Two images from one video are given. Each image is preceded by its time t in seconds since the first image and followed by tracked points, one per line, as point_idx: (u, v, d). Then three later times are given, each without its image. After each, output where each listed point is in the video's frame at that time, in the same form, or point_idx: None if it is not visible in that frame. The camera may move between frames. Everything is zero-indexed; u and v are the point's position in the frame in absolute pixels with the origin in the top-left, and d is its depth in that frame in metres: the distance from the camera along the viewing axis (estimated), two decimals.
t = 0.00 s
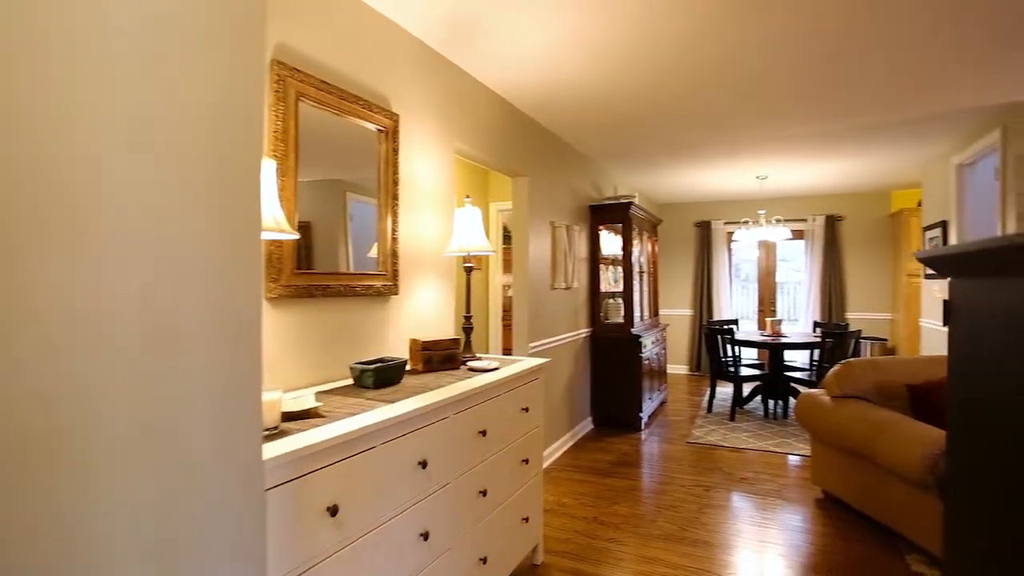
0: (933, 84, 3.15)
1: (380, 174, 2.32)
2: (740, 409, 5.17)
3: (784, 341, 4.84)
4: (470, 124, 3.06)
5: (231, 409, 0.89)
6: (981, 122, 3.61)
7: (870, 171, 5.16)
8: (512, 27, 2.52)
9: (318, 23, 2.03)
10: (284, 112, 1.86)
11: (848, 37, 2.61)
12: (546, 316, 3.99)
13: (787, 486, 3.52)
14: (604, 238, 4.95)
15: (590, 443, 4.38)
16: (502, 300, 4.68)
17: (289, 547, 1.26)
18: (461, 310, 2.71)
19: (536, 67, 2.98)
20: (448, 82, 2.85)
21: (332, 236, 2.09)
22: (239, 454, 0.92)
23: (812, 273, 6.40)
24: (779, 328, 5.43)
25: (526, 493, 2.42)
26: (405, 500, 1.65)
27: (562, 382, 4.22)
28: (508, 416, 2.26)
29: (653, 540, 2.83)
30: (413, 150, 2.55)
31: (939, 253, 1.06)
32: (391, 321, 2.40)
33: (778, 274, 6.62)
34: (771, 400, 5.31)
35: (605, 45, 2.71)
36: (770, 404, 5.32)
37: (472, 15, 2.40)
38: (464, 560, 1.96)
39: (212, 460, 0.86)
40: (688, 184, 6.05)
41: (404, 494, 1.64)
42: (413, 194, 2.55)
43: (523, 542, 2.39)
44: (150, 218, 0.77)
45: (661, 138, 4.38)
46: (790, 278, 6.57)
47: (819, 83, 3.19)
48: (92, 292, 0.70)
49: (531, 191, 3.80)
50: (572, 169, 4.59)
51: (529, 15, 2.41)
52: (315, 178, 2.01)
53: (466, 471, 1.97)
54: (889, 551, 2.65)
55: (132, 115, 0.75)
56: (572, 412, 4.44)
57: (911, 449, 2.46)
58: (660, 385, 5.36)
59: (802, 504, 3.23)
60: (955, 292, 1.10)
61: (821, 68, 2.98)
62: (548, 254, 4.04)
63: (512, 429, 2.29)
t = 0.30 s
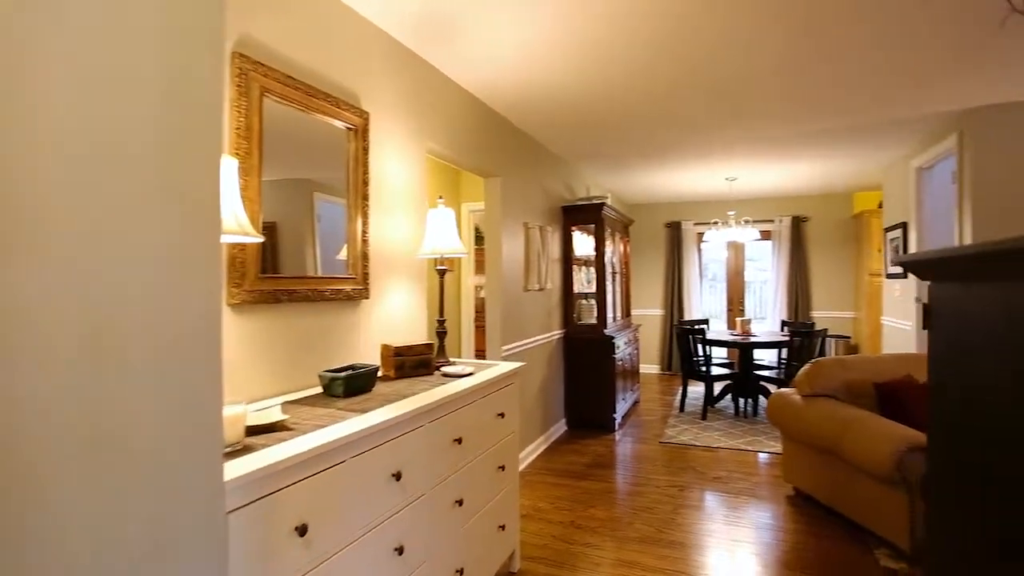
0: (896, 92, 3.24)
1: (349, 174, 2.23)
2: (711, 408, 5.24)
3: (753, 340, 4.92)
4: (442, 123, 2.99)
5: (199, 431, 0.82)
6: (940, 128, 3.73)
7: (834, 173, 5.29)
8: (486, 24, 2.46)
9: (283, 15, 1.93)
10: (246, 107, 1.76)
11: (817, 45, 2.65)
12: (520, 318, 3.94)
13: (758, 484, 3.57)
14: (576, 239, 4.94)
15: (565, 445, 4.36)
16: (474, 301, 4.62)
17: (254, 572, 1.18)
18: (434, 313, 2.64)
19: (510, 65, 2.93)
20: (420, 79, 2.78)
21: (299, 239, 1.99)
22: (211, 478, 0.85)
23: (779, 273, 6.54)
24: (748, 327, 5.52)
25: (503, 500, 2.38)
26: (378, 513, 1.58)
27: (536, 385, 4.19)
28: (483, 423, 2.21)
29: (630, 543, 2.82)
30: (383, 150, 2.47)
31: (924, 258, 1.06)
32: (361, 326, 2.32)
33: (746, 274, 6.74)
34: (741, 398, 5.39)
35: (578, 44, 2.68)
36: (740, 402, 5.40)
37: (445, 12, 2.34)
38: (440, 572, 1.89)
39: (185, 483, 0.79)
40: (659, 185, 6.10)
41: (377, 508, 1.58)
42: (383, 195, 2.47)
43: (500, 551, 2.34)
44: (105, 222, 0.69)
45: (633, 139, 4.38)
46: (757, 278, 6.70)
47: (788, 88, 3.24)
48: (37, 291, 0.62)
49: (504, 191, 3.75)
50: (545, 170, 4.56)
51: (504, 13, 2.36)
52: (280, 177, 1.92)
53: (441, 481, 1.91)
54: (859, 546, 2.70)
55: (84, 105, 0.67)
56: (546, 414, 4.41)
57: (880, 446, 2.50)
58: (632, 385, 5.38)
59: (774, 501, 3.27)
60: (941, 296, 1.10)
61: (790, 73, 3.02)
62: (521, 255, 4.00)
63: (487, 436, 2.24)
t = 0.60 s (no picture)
0: (858, 96, 3.32)
1: (317, 174, 2.14)
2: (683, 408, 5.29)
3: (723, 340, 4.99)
4: (413, 122, 2.92)
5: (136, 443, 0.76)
6: (899, 132, 3.85)
7: (799, 176, 5.41)
8: (457, 20, 2.41)
9: (244, 6, 1.84)
10: (206, 103, 1.67)
11: (785, 48, 2.68)
12: (493, 321, 3.90)
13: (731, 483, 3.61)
14: (549, 240, 4.93)
15: (539, 448, 4.33)
16: (445, 304, 4.54)
17: None
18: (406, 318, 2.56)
19: (482, 64, 2.88)
20: (390, 77, 2.70)
21: (264, 242, 1.90)
22: (152, 493, 0.79)
23: (747, 273, 6.67)
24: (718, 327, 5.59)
25: (479, 509, 2.33)
26: (350, 530, 1.51)
27: (509, 389, 4.14)
28: (457, 431, 2.15)
29: (606, 547, 2.80)
30: (353, 150, 2.39)
31: (902, 264, 1.06)
32: (330, 333, 2.23)
33: (715, 274, 6.85)
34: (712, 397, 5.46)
35: (552, 44, 2.65)
36: (710, 401, 5.47)
37: (414, 7, 2.27)
38: None
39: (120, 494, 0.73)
40: (630, 187, 6.14)
41: (349, 524, 1.51)
42: (352, 196, 2.38)
43: (476, 561, 2.29)
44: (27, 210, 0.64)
45: (605, 141, 4.39)
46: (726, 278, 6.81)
47: (756, 91, 3.29)
48: None
49: (477, 192, 3.70)
50: (517, 171, 4.52)
51: (475, 10, 2.31)
52: (243, 177, 1.82)
53: (415, 492, 1.84)
54: (829, 543, 2.74)
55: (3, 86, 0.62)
56: (520, 418, 4.37)
57: (849, 443, 2.55)
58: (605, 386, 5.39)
59: (746, 500, 3.30)
60: (916, 301, 1.11)
61: (758, 76, 3.06)
62: (494, 257, 3.95)
63: (463, 444, 2.18)
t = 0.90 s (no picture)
0: (824, 101, 3.39)
1: (282, 172, 2.05)
2: (654, 407, 5.33)
3: (693, 340, 5.05)
4: (383, 120, 2.84)
5: (84, 461, 0.68)
6: (861, 137, 3.96)
7: (765, 178, 5.52)
8: (429, 16, 2.34)
9: None
10: (162, 95, 1.56)
11: (756, 51, 2.71)
12: (464, 323, 3.83)
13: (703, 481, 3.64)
14: (521, 241, 4.89)
15: (512, 451, 4.29)
16: (415, 305, 4.45)
17: None
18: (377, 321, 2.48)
19: (455, 62, 2.83)
20: (359, 73, 2.61)
21: (226, 244, 1.80)
22: (100, 520, 0.70)
23: (714, 274, 6.77)
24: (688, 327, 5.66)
25: (452, 516, 2.27)
26: (320, 547, 1.44)
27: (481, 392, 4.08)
28: (431, 437, 2.09)
29: (581, 550, 2.77)
30: (320, 148, 2.30)
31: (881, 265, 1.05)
32: (296, 337, 2.14)
33: (684, 275, 6.94)
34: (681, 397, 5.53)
35: (527, 42, 2.62)
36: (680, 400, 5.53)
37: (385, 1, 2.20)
38: None
39: (61, 523, 0.64)
40: (600, 188, 6.16)
41: (318, 541, 1.43)
42: (319, 195, 2.29)
43: (450, 570, 2.23)
44: None
45: (577, 141, 4.37)
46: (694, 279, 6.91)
47: (726, 94, 3.32)
48: None
49: (448, 192, 3.64)
50: (488, 171, 4.47)
51: (448, 6, 2.25)
52: (203, 175, 1.72)
53: (388, 503, 1.78)
54: (800, 539, 2.78)
55: None
56: (492, 420, 4.33)
57: (817, 441, 2.59)
58: (577, 387, 5.39)
59: (717, 498, 3.34)
60: (894, 304, 1.11)
61: (730, 79, 3.09)
62: (465, 258, 3.89)
63: (436, 451, 2.12)
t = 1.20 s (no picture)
0: (793, 105, 3.43)
1: (245, 169, 1.94)
2: (625, 407, 5.36)
3: (664, 341, 5.09)
4: (352, 115, 2.74)
5: (10, 495, 0.59)
6: (827, 141, 4.05)
7: (734, 180, 5.60)
8: (401, 9, 2.26)
9: None
10: (110, 83, 1.45)
11: (729, 54, 2.72)
12: (436, 324, 3.75)
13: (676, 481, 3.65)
14: (493, 241, 4.83)
15: (484, 454, 4.23)
16: (384, 307, 4.34)
17: None
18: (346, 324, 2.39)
19: (428, 57, 2.74)
20: (327, 66, 2.51)
21: (184, 244, 1.68)
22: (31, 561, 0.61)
23: (684, 274, 6.85)
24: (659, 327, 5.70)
25: (426, 525, 2.20)
26: (286, 568, 1.35)
27: (453, 395, 4.01)
28: (404, 445, 2.01)
29: (557, 555, 2.74)
30: (286, 144, 2.20)
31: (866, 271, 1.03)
32: (260, 342, 2.03)
33: (654, 275, 7.00)
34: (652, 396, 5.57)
35: (503, 40, 2.56)
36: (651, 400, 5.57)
37: None
38: None
39: None
40: (572, 188, 6.15)
41: (285, 561, 1.34)
42: (285, 193, 2.19)
43: None
44: None
45: (550, 141, 4.34)
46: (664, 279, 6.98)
47: (698, 96, 3.34)
48: None
49: (419, 191, 3.55)
50: (460, 170, 4.39)
51: None
52: (158, 170, 1.60)
53: (359, 517, 1.70)
54: (772, 537, 2.81)
55: None
56: (464, 423, 4.25)
57: (789, 442, 2.62)
58: (549, 388, 5.37)
59: (690, 498, 3.35)
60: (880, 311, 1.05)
61: (703, 82, 3.10)
62: (437, 259, 3.81)
63: (409, 460, 2.05)
